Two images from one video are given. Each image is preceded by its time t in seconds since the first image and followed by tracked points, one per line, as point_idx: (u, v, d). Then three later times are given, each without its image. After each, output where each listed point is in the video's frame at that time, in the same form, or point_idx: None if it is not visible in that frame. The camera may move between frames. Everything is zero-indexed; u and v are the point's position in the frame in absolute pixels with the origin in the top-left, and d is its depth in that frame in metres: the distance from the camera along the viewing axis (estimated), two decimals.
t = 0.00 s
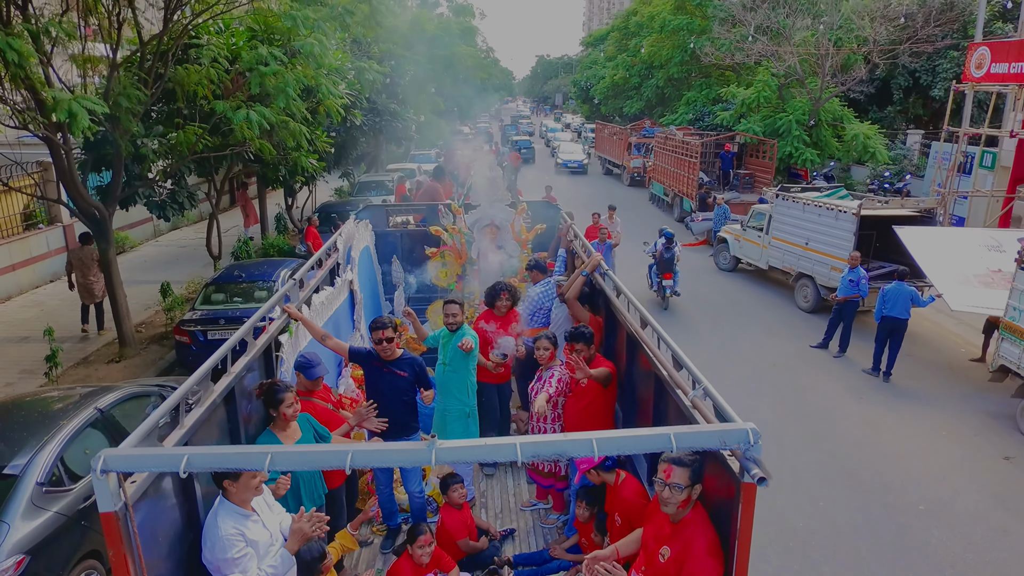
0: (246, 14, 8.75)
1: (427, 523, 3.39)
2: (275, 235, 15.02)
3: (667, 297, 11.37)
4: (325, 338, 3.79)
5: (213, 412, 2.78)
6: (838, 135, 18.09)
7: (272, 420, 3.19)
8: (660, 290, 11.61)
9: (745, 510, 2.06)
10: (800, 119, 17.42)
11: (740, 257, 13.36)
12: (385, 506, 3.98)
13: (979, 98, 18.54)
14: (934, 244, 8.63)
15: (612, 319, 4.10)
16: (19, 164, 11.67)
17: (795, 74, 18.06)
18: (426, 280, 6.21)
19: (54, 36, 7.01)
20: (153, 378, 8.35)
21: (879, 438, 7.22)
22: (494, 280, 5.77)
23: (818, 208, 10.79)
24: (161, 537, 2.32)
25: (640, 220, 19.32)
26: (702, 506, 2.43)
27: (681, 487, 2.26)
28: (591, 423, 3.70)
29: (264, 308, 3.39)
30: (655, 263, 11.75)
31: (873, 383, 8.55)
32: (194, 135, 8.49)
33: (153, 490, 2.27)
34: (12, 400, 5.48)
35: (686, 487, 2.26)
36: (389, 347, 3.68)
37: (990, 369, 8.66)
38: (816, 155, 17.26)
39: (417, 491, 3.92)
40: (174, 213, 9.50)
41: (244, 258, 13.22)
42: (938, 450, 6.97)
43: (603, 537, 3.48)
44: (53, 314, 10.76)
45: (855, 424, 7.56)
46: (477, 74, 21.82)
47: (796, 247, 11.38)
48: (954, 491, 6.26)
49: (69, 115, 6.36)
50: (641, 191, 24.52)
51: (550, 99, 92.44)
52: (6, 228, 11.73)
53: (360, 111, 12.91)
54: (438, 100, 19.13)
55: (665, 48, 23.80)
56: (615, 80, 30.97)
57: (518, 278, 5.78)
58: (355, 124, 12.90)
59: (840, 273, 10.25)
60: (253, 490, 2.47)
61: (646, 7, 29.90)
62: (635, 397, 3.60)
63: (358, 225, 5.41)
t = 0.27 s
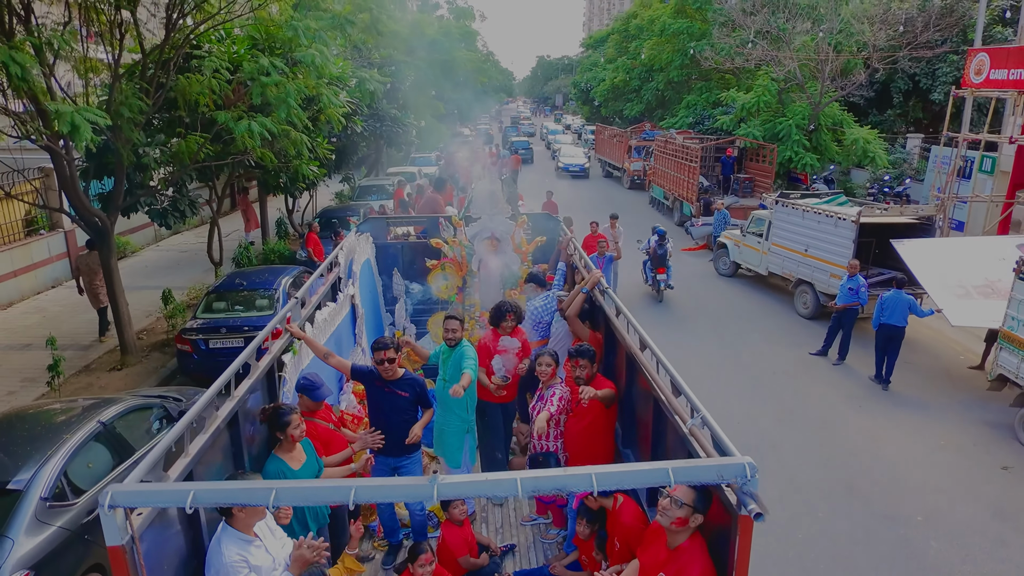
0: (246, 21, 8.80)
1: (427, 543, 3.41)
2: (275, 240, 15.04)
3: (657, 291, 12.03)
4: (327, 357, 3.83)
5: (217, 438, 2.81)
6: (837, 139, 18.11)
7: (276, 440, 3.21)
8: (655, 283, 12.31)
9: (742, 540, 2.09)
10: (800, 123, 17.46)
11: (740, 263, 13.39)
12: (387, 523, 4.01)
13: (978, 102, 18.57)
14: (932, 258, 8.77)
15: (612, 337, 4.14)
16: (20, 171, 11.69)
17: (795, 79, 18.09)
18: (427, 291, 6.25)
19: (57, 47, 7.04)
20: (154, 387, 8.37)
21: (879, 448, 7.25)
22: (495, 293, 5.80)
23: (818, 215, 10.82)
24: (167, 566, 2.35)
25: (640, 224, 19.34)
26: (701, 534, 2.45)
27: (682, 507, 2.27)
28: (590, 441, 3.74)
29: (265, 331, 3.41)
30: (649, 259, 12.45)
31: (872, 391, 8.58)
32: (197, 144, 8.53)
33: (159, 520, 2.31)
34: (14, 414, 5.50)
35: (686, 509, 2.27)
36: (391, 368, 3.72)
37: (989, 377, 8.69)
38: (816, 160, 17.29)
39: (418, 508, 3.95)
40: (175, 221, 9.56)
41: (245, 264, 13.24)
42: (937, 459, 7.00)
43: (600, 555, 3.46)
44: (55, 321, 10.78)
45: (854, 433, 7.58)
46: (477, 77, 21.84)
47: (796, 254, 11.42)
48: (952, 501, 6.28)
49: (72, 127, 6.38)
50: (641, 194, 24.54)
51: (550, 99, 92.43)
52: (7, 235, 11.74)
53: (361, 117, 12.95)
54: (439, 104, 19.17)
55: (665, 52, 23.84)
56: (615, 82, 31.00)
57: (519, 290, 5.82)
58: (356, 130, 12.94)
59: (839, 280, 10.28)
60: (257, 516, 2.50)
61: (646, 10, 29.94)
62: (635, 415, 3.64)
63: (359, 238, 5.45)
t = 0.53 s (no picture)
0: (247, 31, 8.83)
1: (429, 559, 3.41)
2: (276, 245, 15.06)
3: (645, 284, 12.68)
4: (329, 374, 3.86)
5: (220, 462, 2.83)
6: (837, 144, 18.13)
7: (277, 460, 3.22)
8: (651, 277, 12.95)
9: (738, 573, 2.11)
10: (800, 128, 17.48)
11: (740, 269, 13.41)
12: (388, 539, 4.03)
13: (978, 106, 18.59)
14: (929, 276, 8.94)
15: (612, 354, 4.17)
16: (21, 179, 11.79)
17: (794, 83, 18.12)
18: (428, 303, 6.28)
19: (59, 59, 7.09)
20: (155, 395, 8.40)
21: (877, 458, 7.26)
22: (495, 304, 5.83)
23: (817, 222, 10.86)
24: None
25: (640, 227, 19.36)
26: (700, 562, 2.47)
27: (681, 535, 2.30)
28: (590, 459, 3.76)
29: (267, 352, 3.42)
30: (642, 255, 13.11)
31: (870, 399, 8.61)
32: (199, 153, 8.57)
33: (163, 548, 2.33)
34: (16, 428, 5.52)
35: (686, 536, 2.30)
36: (392, 385, 3.74)
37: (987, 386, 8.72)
38: (816, 164, 17.32)
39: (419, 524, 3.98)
40: (177, 228, 9.59)
41: (246, 269, 13.26)
42: (935, 470, 7.03)
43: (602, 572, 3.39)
44: (56, 327, 10.79)
45: (852, 442, 7.61)
46: (477, 81, 21.88)
47: (795, 260, 11.46)
48: (950, 513, 6.31)
49: (74, 140, 6.42)
50: (641, 197, 24.54)
51: (550, 100, 92.45)
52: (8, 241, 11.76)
53: (362, 123, 12.98)
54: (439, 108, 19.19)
55: (665, 55, 23.88)
56: (615, 85, 31.02)
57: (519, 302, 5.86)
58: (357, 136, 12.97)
59: (839, 287, 10.32)
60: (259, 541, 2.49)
61: (646, 12, 29.99)
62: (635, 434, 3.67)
63: (360, 250, 5.48)
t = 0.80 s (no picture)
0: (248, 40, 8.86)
1: None
2: (277, 250, 15.07)
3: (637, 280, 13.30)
4: (329, 393, 3.89)
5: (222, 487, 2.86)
6: (837, 148, 18.16)
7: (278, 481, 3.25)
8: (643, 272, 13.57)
9: None
10: (799, 132, 17.50)
11: (739, 274, 13.43)
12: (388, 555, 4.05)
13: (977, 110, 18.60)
14: (928, 290, 9.12)
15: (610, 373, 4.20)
16: (23, 186, 11.79)
17: (794, 88, 18.14)
18: (428, 315, 6.31)
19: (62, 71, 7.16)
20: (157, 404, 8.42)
21: (876, 468, 7.28)
22: (496, 317, 5.86)
23: (816, 229, 10.89)
24: None
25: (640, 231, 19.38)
26: None
27: (681, 566, 2.31)
28: (589, 478, 3.78)
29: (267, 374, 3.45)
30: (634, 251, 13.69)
31: (870, 407, 8.63)
32: (200, 163, 8.61)
33: None
34: (19, 440, 5.55)
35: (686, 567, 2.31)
36: (392, 404, 3.76)
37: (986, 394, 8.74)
38: (816, 169, 17.34)
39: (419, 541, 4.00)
40: (179, 237, 9.62)
41: (246, 275, 13.27)
42: (934, 480, 7.06)
43: None
44: (57, 334, 10.81)
45: (852, 452, 7.63)
46: (477, 85, 21.89)
47: (795, 267, 11.49)
48: (949, 524, 6.33)
49: (76, 152, 6.44)
50: (641, 200, 24.56)
51: (550, 100, 92.30)
52: (10, 248, 11.78)
53: (363, 129, 12.99)
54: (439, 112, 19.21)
55: (665, 58, 23.96)
56: (615, 87, 31.07)
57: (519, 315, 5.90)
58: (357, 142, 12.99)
59: (838, 294, 10.35)
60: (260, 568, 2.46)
61: (646, 15, 30.06)
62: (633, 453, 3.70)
63: (361, 264, 5.52)
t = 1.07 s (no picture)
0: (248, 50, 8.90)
1: None
2: (277, 255, 15.09)
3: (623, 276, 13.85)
4: (331, 412, 3.94)
5: (224, 513, 2.90)
6: (837, 153, 18.18)
7: (281, 504, 3.29)
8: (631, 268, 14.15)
9: None
10: (799, 137, 17.52)
11: (739, 280, 13.46)
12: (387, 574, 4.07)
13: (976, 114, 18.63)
14: (928, 304, 9.27)
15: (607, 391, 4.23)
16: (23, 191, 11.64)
17: (794, 93, 18.17)
18: (428, 327, 6.34)
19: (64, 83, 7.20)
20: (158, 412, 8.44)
21: (874, 477, 7.31)
22: (496, 329, 5.90)
23: (816, 236, 10.92)
24: None
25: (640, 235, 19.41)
26: None
27: None
28: (588, 496, 3.81)
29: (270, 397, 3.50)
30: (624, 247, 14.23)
31: (869, 415, 8.65)
32: (201, 172, 8.66)
33: None
34: (22, 452, 5.59)
35: None
36: (392, 425, 3.80)
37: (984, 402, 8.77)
38: (815, 173, 17.36)
39: (419, 559, 4.03)
40: (179, 244, 9.67)
41: (247, 281, 13.27)
42: (932, 489, 7.08)
43: None
44: (58, 341, 10.83)
45: (850, 461, 7.65)
46: (478, 89, 21.92)
47: (794, 273, 11.51)
48: (947, 534, 6.35)
49: (78, 164, 6.47)
50: (641, 203, 24.61)
51: (551, 101, 92.38)
52: (9, 255, 11.74)
53: (363, 136, 13.03)
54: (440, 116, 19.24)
55: (665, 62, 24.02)
56: (615, 90, 31.12)
57: (519, 328, 5.95)
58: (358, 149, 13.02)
59: (837, 301, 10.37)
60: None
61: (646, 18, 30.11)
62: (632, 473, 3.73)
63: (361, 277, 5.56)
